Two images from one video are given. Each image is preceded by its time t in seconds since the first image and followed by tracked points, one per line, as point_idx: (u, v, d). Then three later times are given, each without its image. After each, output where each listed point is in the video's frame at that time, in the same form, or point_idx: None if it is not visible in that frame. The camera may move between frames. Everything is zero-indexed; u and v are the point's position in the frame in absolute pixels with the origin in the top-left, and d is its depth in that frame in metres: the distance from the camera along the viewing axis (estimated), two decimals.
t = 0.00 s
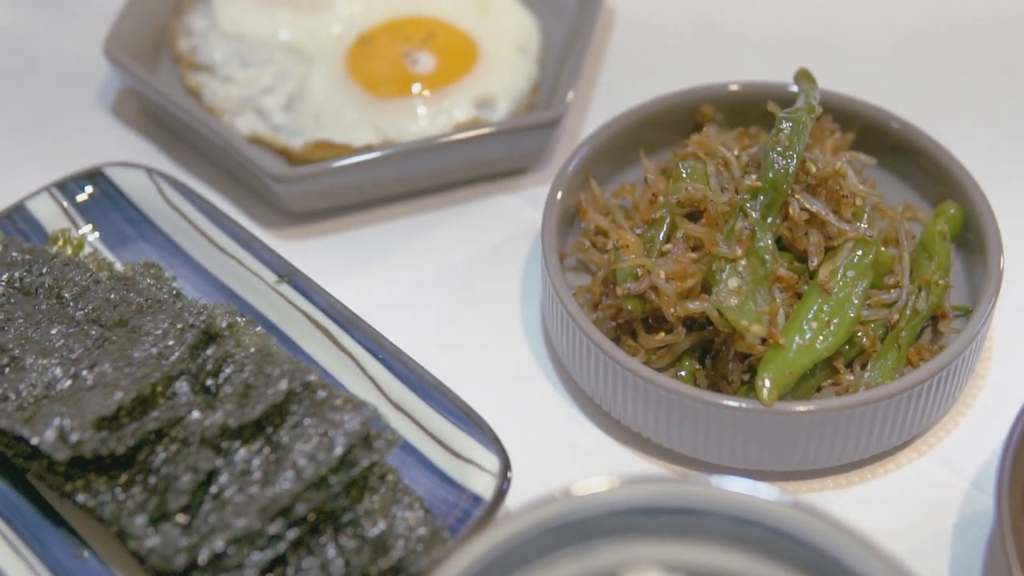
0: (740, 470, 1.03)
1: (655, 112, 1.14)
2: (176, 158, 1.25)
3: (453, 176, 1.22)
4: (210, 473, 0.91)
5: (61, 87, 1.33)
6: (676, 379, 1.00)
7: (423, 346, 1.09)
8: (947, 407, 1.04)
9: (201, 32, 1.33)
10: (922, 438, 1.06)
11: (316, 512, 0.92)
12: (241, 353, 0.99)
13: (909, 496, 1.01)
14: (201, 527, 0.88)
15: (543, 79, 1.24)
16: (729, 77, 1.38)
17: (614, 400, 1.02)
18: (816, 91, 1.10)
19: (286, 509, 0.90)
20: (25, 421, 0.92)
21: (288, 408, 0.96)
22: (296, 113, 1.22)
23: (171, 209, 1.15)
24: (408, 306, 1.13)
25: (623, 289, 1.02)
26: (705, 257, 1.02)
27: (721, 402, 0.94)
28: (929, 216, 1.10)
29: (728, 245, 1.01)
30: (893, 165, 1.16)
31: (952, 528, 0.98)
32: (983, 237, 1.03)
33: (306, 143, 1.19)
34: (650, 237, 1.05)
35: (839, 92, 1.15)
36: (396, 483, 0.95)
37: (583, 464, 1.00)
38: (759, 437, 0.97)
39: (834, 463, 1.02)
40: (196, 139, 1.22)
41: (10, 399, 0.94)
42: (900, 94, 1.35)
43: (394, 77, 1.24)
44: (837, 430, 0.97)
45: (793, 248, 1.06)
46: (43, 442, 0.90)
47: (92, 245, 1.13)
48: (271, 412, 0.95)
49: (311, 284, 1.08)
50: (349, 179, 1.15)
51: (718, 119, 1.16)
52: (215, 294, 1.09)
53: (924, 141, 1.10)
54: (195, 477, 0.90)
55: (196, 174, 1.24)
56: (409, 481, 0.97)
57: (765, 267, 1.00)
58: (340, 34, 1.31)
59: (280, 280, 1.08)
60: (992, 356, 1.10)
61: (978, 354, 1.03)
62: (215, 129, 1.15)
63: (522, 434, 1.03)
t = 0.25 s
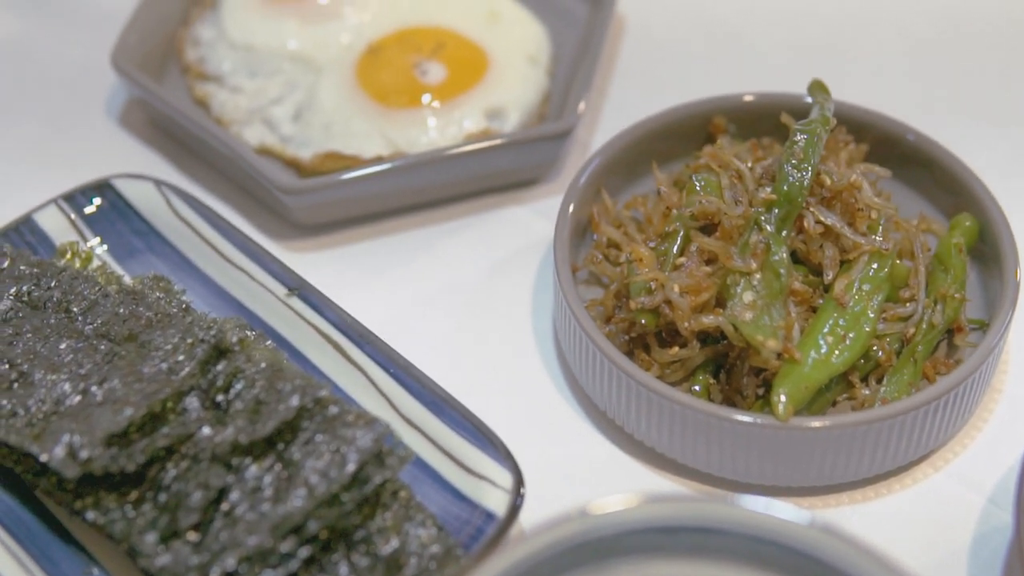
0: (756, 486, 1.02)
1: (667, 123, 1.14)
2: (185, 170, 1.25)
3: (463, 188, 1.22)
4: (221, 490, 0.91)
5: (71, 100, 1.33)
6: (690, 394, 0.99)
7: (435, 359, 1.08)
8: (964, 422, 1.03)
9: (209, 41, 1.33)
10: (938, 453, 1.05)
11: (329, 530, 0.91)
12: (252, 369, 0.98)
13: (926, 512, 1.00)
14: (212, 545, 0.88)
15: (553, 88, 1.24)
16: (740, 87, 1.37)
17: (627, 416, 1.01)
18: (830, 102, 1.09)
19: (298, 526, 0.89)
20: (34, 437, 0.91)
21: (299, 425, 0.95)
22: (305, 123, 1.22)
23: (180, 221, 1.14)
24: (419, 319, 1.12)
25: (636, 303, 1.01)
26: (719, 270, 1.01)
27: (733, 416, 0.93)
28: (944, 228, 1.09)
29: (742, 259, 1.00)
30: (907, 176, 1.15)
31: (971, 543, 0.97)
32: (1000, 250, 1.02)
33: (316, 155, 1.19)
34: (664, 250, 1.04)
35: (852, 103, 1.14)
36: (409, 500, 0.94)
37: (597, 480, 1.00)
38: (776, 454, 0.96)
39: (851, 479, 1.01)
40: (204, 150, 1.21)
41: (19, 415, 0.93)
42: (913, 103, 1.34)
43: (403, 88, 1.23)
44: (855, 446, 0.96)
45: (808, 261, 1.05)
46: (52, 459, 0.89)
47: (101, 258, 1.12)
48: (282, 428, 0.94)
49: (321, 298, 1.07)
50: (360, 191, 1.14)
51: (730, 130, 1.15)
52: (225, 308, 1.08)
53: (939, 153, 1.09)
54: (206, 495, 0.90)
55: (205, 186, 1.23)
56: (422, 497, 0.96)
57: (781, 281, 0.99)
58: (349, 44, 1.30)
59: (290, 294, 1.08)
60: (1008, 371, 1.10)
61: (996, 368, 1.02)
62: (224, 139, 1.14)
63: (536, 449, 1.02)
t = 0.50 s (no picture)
0: (768, 498, 1.01)
1: (677, 131, 1.13)
2: (191, 178, 1.24)
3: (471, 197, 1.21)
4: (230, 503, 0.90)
5: (77, 108, 1.33)
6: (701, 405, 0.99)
7: (444, 370, 1.08)
8: (977, 432, 1.03)
9: (215, 47, 1.34)
10: (950, 464, 1.04)
11: (339, 543, 0.90)
12: (261, 380, 0.97)
13: (940, 524, 0.99)
14: (220, 558, 0.86)
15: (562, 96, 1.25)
16: (748, 94, 1.37)
17: (638, 427, 1.00)
18: (841, 111, 1.09)
19: (308, 539, 0.88)
20: (42, 449, 0.90)
21: (308, 437, 0.94)
22: (312, 130, 1.22)
23: (186, 229, 1.13)
24: (428, 328, 1.11)
25: (648, 313, 1.00)
26: (732, 281, 1.00)
27: (742, 426, 0.92)
28: (956, 237, 1.09)
29: (754, 269, 0.99)
30: (919, 185, 1.14)
31: (984, 556, 0.96)
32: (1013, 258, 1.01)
33: (324, 163, 1.18)
34: (675, 260, 1.04)
35: (863, 111, 1.14)
36: (419, 512, 0.93)
37: (608, 492, 0.99)
38: (790, 466, 0.95)
39: (864, 490, 1.00)
40: (211, 158, 1.21)
41: (26, 426, 0.92)
42: (924, 109, 1.33)
43: (412, 96, 1.22)
44: (869, 458, 0.95)
45: (820, 271, 1.05)
46: (60, 471, 0.88)
47: (107, 267, 1.12)
48: (291, 440, 0.93)
49: (330, 308, 1.06)
50: (368, 199, 1.13)
51: (740, 138, 1.15)
52: (233, 318, 1.08)
53: (951, 161, 1.09)
54: (215, 507, 0.89)
55: (212, 194, 1.23)
56: (432, 509, 0.95)
57: (793, 292, 0.98)
58: (357, 51, 1.32)
59: (298, 304, 1.07)
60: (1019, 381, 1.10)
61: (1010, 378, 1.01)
62: (232, 148, 1.14)
63: (546, 460, 1.01)
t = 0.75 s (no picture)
0: (780, 508, 1.00)
1: (687, 138, 1.12)
2: (198, 185, 1.24)
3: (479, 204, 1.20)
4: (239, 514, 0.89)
5: (84, 115, 1.33)
6: (713, 415, 0.98)
7: (453, 379, 1.07)
8: (990, 442, 1.02)
9: (222, 53, 1.34)
10: (962, 474, 1.03)
11: (349, 555, 0.90)
12: (269, 389, 0.96)
13: (953, 535, 0.98)
14: (229, 569, 0.86)
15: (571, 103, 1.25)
16: (758, 100, 1.36)
17: (649, 436, 0.99)
18: (853, 118, 1.08)
19: (317, 550, 0.87)
20: (49, 459, 0.89)
21: (318, 447, 0.93)
22: (319, 136, 1.22)
23: (193, 236, 1.13)
24: (436, 336, 1.11)
25: (659, 322, 0.99)
26: (744, 289, 1.00)
27: (752, 435, 0.91)
28: (969, 245, 1.08)
29: (766, 278, 0.98)
30: (931, 193, 1.14)
31: (999, 567, 0.95)
32: None
33: (332, 169, 1.18)
34: (686, 268, 1.03)
35: (874, 119, 1.13)
36: (429, 523, 0.93)
37: (619, 502, 0.98)
38: (803, 476, 0.94)
39: (877, 501, 0.99)
40: (217, 164, 1.20)
41: (33, 436, 0.92)
42: (936, 116, 1.32)
43: (420, 103, 1.21)
44: (883, 468, 0.94)
45: (833, 280, 1.04)
46: (67, 482, 0.87)
47: (114, 274, 1.11)
48: (301, 450, 0.92)
49: (338, 316, 1.05)
50: (377, 206, 1.12)
51: (751, 146, 1.14)
52: (241, 326, 1.07)
53: (964, 170, 1.08)
54: (224, 518, 0.88)
55: (218, 201, 1.22)
56: (442, 520, 0.94)
57: (806, 301, 0.97)
58: (364, 57, 1.32)
59: (306, 311, 1.06)
60: None
61: None
62: (238, 154, 1.14)
63: (556, 470, 1.00)
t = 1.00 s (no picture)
0: (789, 515, 0.99)
1: (695, 142, 1.12)
2: (203, 189, 1.24)
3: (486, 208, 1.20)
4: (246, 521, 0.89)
5: (90, 120, 1.33)
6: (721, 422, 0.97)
7: (460, 385, 1.06)
8: (1000, 449, 1.01)
9: (226, 55, 1.35)
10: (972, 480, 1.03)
11: (356, 562, 0.89)
12: (276, 396, 0.96)
13: (964, 542, 0.98)
14: None
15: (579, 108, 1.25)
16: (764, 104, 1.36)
17: (657, 442, 0.98)
18: (862, 122, 1.07)
19: (324, 558, 0.87)
20: (55, 466, 0.89)
21: (324, 454, 0.93)
22: (324, 140, 1.23)
23: (199, 241, 1.13)
24: (443, 342, 1.10)
25: (667, 328, 0.99)
26: (753, 296, 0.99)
27: (758, 442, 0.90)
28: (978, 251, 1.07)
29: (776, 284, 0.98)
30: (941, 197, 1.13)
31: None
32: None
33: (338, 174, 1.18)
34: (695, 274, 1.03)
35: (882, 124, 1.13)
36: (436, 530, 0.92)
37: (627, 510, 0.97)
38: (813, 484, 0.93)
39: (887, 508, 0.98)
40: (222, 169, 1.20)
41: (39, 443, 0.91)
42: (944, 120, 1.32)
43: (426, 106, 1.22)
44: (894, 475, 0.93)
45: (842, 286, 1.03)
46: (73, 489, 0.86)
47: (119, 280, 1.11)
48: (307, 457, 0.92)
49: (345, 321, 1.05)
50: (383, 211, 1.12)
51: (759, 150, 1.14)
52: (247, 331, 1.07)
53: (974, 175, 1.07)
54: (230, 526, 0.87)
55: (224, 205, 1.22)
56: (449, 527, 0.93)
57: (815, 307, 0.96)
58: (369, 60, 1.33)
59: (312, 317, 1.06)
60: None
61: None
62: (244, 158, 1.13)
63: (564, 477, 1.00)
